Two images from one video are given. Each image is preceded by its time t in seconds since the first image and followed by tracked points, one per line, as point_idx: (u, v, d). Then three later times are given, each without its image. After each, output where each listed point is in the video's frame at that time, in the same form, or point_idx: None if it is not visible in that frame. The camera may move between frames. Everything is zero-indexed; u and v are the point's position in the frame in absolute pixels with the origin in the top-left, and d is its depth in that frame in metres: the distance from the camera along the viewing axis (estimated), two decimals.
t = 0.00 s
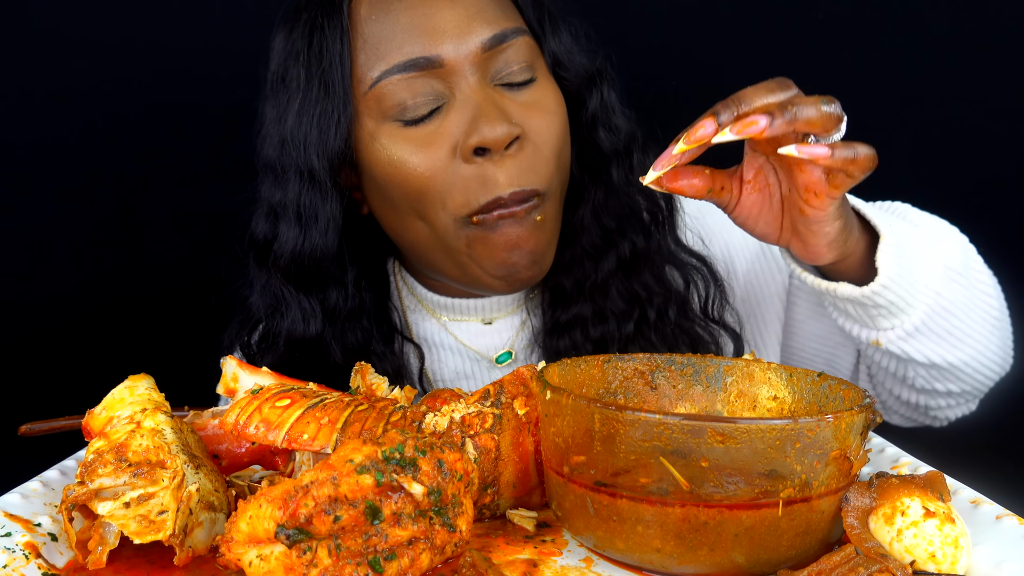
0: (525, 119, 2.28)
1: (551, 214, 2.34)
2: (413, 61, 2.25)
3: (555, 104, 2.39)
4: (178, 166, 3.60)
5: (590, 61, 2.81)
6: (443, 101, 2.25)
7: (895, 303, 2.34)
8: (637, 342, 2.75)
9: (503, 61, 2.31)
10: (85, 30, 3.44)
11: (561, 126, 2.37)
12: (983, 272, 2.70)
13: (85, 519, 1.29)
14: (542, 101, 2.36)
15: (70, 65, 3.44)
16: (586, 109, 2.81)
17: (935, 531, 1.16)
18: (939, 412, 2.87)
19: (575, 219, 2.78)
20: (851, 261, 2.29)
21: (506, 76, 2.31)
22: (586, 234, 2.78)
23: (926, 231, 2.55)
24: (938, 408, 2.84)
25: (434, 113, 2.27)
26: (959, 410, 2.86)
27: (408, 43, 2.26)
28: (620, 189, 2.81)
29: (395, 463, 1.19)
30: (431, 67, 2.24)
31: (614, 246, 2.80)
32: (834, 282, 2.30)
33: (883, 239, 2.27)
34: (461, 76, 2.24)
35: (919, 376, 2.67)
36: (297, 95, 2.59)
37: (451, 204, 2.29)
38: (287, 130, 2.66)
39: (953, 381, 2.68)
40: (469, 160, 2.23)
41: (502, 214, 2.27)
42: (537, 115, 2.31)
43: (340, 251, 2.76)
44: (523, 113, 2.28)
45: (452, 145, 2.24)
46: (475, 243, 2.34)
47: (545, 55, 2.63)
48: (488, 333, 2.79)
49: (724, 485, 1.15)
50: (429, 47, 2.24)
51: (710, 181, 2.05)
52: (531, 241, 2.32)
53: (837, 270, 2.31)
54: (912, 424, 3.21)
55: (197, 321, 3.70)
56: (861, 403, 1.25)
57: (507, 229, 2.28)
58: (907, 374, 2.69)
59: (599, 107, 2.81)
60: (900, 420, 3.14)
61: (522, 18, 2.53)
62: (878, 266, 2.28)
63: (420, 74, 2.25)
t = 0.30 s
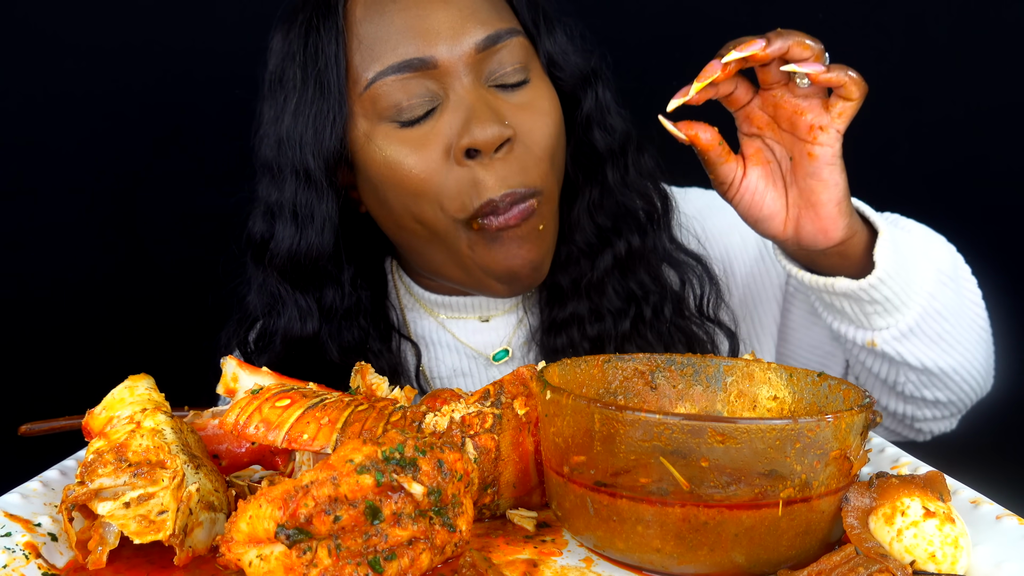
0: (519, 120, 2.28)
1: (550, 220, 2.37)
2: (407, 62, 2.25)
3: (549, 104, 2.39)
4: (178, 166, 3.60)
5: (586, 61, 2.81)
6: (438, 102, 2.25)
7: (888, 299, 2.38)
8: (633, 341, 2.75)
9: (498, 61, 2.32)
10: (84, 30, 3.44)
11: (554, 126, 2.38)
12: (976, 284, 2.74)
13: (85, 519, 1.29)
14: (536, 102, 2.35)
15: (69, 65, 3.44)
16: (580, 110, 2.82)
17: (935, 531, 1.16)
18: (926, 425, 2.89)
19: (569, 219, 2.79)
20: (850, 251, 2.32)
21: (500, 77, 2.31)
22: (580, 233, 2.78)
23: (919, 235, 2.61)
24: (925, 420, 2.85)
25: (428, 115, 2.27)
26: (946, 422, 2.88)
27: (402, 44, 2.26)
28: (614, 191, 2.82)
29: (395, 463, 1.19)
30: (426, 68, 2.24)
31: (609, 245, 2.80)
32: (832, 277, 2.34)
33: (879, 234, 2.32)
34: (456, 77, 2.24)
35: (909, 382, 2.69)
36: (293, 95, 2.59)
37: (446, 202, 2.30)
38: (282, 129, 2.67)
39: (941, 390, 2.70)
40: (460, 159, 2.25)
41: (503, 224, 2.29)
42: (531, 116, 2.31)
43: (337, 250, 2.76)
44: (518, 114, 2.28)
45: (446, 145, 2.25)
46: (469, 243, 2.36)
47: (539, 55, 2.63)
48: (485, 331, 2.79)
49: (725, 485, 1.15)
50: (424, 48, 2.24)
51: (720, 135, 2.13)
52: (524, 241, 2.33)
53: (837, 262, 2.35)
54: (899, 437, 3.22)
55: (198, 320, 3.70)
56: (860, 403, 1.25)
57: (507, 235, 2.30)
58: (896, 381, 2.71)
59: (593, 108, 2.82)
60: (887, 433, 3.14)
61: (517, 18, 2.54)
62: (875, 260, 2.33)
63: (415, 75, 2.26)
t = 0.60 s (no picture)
0: (514, 118, 2.28)
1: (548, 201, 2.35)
2: (402, 63, 2.26)
3: (545, 103, 2.39)
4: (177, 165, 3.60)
5: (581, 61, 2.81)
6: (433, 103, 2.26)
7: (882, 316, 2.39)
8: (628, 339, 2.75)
9: (493, 61, 2.32)
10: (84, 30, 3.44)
11: (550, 124, 2.38)
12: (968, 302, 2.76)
13: (85, 519, 1.29)
14: (531, 99, 2.35)
15: (69, 65, 3.44)
16: (576, 110, 2.82)
17: (935, 532, 1.16)
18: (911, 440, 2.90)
19: (566, 219, 2.79)
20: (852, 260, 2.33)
21: (495, 78, 2.31)
22: (576, 232, 2.78)
23: (915, 253, 2.61)
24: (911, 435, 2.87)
25: (424, 115, 2.28)
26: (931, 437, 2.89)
27: (397, 45, 2.27)
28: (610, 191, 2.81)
29: (395, 463, 1.19)
30: (420, 69, 2.25)
31: (605, 244, 2.79)
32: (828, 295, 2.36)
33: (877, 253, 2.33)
34: (451, 78, 2.25)
35: (898, 398, 2.70)
36: (290, 94, 2.59)
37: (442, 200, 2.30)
38: (278, 128, 2.68)
39: (929, 407, 2.71)
40: (456, 159, 2.25)
41: (501, 211, 2.28)
42: (527, 116, 2.31)
43: (333, 248, 2.76)
44: (514, 111, 2.28)
45: (441, 145, 2.26)
46: (467, 236, 2.35)
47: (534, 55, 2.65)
48: (483, 328, 2.80)
49: (724, 485, 1.15)
50: (419, 49, 2.24)
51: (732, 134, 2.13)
52: (524, 235, 2.33)
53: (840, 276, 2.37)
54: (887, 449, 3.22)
55: (198, 320, 3.71)
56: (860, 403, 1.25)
57: (501, 225, 2.30)
58: (884, 397, 2.72)
59: (588, 108, 2.82)
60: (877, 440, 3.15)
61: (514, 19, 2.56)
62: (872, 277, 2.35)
63: (410, 76, 2.26)
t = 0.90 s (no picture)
0: (507, 114, 2.28)
1: (539, 195, 2.35)
2: (394, 59, 2.29)
3: (539, 100, 2.39)
4: (177, 166, 3.60)
5: (577, 60, 2.82)
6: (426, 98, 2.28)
7: (887, 336, 2.42)
8: (624, 337, 2.74)
9: (485, 57, 2.35)
10: (83, 31, 3.44)
11: (545, 118, 2.38)
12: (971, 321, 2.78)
13: (85, 519, 1.29)
14: (525, 94, 2.37)
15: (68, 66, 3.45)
16: (571, 107, 2.82)
17: (935, 531, 1.16)
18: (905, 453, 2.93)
19: (561, 216, 2.79)
20: (857, 298, 2.39)
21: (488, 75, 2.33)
22: (572, 231, 2.78)
23: (921, 273, 2.63)
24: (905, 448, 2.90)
25: (417, 111, 2.31)
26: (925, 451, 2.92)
27: (391, 41, 2.29)
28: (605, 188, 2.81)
29: (395, 463, 1.19)
30: (413, 66, 2.28)
31: (599, 242, 2.80)
32: (836, 315, 2.41)
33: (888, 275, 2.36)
34: (445, 75, 2.28)
35: (896, 413, 2.73)
36: (288, 92, 2.61)
37: (433, 195, 2.30)
38: (276, 124, 2.70)
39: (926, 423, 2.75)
40: (447, 152, 2.26)
41: (493, 196, 2.27)
42: (520, 113, 2.31)
43: (330, 244, 2.78)
44: (507, 105, 2.30)
45: (433, 139, 2.27)
46: (457, 230, 2.34)
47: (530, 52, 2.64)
48: (481, 329, 2.80)
49: (723, 484, 1.15)
50: (413, 46, 2.27)
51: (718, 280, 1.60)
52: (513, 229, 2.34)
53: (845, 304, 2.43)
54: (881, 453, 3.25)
55: (199, 320, 3.71)
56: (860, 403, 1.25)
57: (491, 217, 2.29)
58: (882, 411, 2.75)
59: (584, 105, 2.82)
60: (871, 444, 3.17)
61: (509, 17, 2.55)
62: (879, 303, 2.38)
63: (403, 72, 2.29)
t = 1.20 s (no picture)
0: (498, 112, 2.28)
1: (521, 203, 2.35)
2: (386, 54, 2.30)
3: (532, 98, 2.39)
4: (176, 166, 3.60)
5: (573, 58, 2.78)
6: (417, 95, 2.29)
7: (889, 347, 2.43)
8: (619, 339, 2.74)
9: (478, 55, 2.35)
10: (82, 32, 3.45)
11: (538, 115, 2.38)
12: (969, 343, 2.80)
13: (85, 519, 1.29)
14: (517, 92, 2.37)
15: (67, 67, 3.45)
16: (566, 106, 2.78)
17: (935, 531, 1.16)
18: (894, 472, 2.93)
19: (557, 217, 2.77)
20: (865, 308, 2.41)
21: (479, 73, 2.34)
22: (568, 232, 2.76)
23: (924, 289, 2.65)
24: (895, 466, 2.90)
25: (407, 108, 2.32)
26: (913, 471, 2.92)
27: (382, 37, 2.31)
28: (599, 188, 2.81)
29: (395, 463, 1.19)
30: (404, 61, 2.29)
31: (595, 243, 2.80)
32: (841, 324, 2.44)
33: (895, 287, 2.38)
34: (435, 71, 2.29)
35: (890, 430, 2.73)
36: (286, 87, 2.63)
37: (424, 192, 2.32)
38: (274, 118, 2.72)
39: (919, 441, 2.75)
40: (436, 149, 2.27)
41: (475, 203, 2.28)
42: (514, 111, 2.31)
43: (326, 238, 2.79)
44: (498, 104, 2.30)
45: (421, 134, 2.28)
46: (446, 226, 2.36)
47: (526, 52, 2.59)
48: (481, 328, 2.81)
49: (723, 484, 1.15)
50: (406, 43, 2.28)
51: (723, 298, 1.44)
52: (500, 231, 2.37)
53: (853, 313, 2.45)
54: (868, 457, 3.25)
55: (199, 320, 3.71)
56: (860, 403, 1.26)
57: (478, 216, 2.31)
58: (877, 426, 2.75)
59: (579, 105, 2.79)
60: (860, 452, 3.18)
61: (506, 17, 2.54)
62: (885, 313, 2.39)
63: (393, 67, 2.30)
